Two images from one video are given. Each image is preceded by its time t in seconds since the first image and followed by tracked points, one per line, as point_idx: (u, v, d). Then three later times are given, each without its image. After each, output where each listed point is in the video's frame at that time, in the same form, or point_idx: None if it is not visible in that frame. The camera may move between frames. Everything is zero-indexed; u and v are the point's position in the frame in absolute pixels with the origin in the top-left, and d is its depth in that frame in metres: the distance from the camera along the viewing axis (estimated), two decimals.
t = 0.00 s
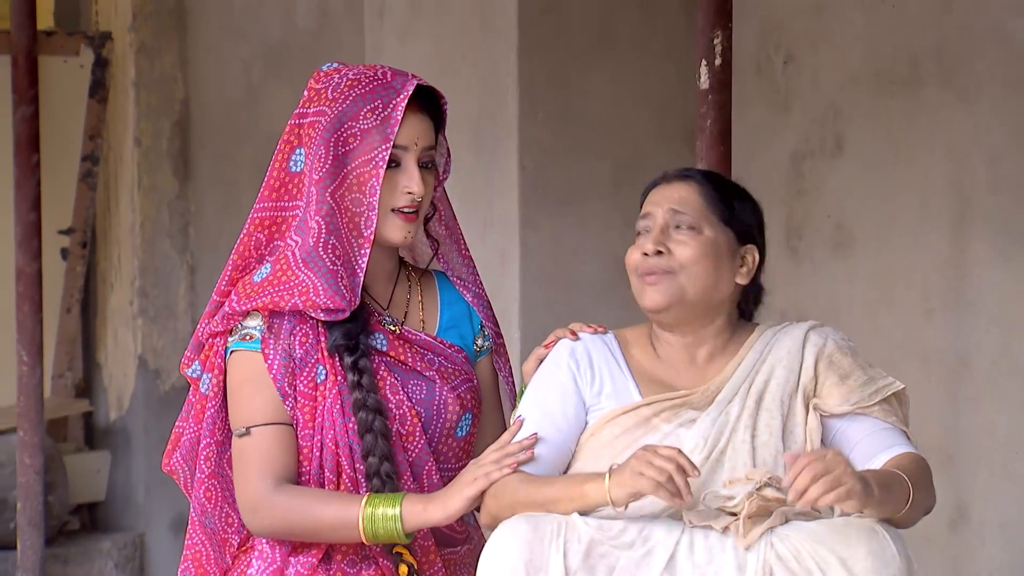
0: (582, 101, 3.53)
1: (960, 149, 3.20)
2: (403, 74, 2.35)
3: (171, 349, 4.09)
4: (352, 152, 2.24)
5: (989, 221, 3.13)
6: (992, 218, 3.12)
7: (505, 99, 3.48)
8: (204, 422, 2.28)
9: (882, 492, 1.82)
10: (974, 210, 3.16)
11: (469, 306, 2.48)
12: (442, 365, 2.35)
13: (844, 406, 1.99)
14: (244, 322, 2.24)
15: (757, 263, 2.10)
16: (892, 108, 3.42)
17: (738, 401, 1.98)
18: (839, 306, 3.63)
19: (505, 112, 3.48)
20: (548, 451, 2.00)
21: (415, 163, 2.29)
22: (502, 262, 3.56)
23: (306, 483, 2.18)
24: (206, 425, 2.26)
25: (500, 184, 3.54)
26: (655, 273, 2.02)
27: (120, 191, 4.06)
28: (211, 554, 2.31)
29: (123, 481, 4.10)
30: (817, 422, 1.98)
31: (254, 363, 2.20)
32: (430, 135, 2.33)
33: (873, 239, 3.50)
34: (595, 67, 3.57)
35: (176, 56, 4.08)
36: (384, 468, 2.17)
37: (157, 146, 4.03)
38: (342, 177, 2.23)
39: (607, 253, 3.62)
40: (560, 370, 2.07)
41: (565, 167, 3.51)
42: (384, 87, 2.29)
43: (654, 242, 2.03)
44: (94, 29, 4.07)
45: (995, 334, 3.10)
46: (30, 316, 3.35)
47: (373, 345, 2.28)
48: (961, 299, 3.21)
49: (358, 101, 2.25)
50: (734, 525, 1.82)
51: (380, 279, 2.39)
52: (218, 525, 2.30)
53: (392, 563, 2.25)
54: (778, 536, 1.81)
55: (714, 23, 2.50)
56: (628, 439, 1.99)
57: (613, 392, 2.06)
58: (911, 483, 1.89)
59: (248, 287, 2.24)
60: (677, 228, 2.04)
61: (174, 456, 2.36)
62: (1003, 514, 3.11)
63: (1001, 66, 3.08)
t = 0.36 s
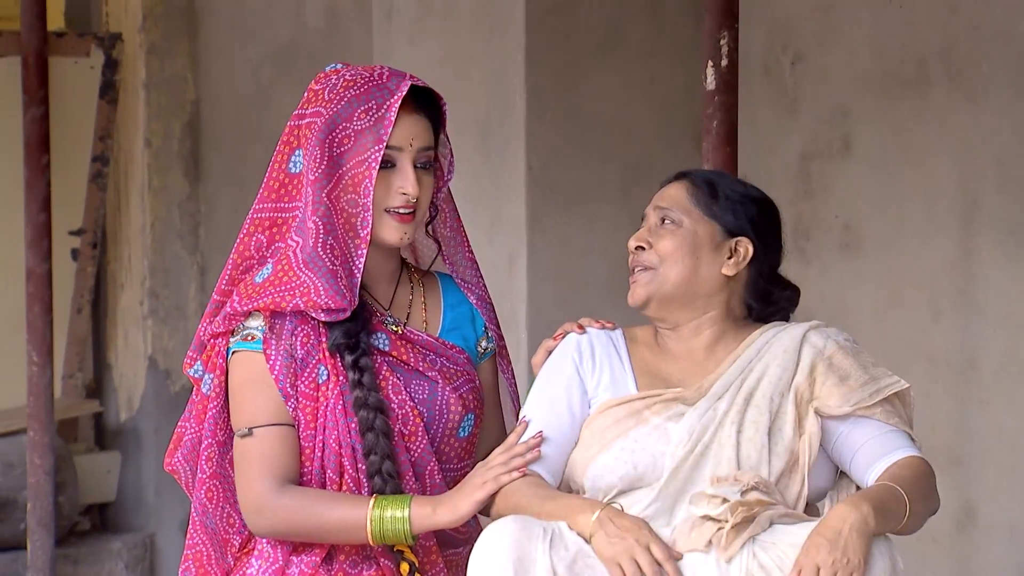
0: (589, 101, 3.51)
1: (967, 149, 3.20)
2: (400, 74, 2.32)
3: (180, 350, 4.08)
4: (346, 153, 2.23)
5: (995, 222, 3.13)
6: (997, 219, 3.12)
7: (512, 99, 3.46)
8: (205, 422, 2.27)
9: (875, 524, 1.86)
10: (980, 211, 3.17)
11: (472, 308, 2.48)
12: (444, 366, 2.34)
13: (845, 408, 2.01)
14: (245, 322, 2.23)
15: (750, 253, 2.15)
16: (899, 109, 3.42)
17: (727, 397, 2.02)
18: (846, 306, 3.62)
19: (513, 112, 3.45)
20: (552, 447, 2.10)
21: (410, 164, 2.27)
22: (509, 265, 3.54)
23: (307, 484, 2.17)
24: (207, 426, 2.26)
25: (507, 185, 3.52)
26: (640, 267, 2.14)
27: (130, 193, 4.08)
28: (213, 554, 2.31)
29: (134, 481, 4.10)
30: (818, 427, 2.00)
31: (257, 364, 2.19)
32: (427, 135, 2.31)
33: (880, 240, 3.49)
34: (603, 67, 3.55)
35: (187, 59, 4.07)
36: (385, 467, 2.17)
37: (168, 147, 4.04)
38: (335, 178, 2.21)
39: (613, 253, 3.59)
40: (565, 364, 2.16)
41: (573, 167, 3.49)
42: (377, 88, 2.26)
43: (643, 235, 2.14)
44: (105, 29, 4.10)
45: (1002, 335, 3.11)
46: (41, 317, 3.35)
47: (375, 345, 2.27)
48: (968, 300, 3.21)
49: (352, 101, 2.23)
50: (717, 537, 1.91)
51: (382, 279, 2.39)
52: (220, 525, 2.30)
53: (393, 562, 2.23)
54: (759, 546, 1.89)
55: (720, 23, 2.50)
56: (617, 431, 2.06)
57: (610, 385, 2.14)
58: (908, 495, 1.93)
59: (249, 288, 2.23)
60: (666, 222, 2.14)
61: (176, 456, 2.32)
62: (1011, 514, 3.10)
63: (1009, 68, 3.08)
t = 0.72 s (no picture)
0: (605, 102, 3.51)
1: (981, 150, 3.21)
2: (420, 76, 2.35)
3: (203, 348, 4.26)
4: (378, 152, 2.23)
5: (1009, 223, 3.14)
6: (1012, 220, 3.13)
7: (529, 101, 3.46)
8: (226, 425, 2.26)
9: (892, 519, 1.88)
10: (994, 212, 3.17)
11: (480, 303, 2.51)
12: (459, 362, 2.36)
13: (852, 403, 2.03)
14: (263, 325, 2.21)
15: (760, 252, 2.18)
16: (914, 110, 3.42)
17: (739, 394, 2.06)
18: (860, 305, 3.64)
19: (532, 116, 3.45)
20: (572, 449, 2.12)
21: (436, 163, 2.29)
22: (526, 265, 3.52)
23: (328, 485, 2.17)
24: (229, 428, 2.24)
25: (523, 185, 3.51)
26: (650, 266, 2.17)
27: (153, 192, 4.30)
28: (232, 555, 2.29)
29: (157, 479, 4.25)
30: (829, 422, 2.04)
31: (276, 365, 2.17)
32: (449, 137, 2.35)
33: (894, 241, 3.50)
34: (620, 68, 3.55)
35: (209, 60, 4.33)
36: (408, 469, 2.17)
37: (190, 148, 4.28)
38: (366, 177, 2.22)
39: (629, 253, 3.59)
40: (580, 367, 2.19)
41: (591, 168, 3.49)
42: (406, 89, 2.28)
43: (654, 236, 2.18)
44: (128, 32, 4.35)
45: (1016, 335, 3.12)
46: (64, 317, 3.38)
47: (393, 345, 2.29)
48: (981, 300, 3.22)
49: (382, 101, 2.25)
50: (735, 533, 1.92)
51: (394, 280, 2.40)
52: (240, 526, 2.29)
53: (411, 562, 2.22)
54: (777, 542, 1.90)
55: (735, 25, 2.53)
56: (631, 429, 2.09)
57: (624, 385, 2.17)
58: (919, 489, 1.95)
59: (266, 291, 2.21)
60: (676, 223, 2.17)
61: (196, 460, 2.33)
62: None
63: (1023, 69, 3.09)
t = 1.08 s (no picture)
0: (603, 102, 3.56)
1: (974, 151, 3.25)
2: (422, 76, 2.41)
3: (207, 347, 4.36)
4: (385, 149, 2.29)
5: (1002, 222, 3.18)
6: (1005, 220, 3.17)
7: (529, 101, 3.49)
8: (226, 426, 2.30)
9: (878, 515, 1.92)
10: (987, 212, 3.22)
11: (469, 299, 2.57)
12: (453, 357, 2.42)
13: (839, 401, 2.08)
14: (263, 326, 2.25)
15: (750, 253, 2.22)
16: (908, 111, 3.47)
17: (729, 391, 2.10)
18: (855, 304, 3.68)
19: (530, 117, 3.49)
20: (566, 447, 2.18)
21: (438, 160, 2.37)
22: (525, 265, 3.56)
23: (327, 485, 2.22)
24: (230, 430, 2.28)
25: (523, 185, 3.55)
26: (641, 264, 2.22)
27: (158, 192, 4.38)
28: (233, 553, 2.32)
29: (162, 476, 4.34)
30: (817, 419, 2.08)
31: (276, 365, 2.21)
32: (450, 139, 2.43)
33: (889, 240, 3.54)
34: (617, 69, 3.59)
35: (213, 62, 4.41)
36: (407, 467, 2.22)
37: (195, 148, 4.38)
38: (371, 173, 2.27)
39: (627, 253, 3.63)
40: (574, 364, 2.24)
41: (589, 168, 3.53)
42: (410, 87, 2.34)
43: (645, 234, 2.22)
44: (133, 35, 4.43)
45: (1008, 333, 3.16)
46: (71, 315, 3.43)
47: (391, 343, 2.33)
48: (974, 299, 3.26)
49: (388, 99, 2.30)
50: (724, 529, 1.95)
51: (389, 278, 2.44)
52: (241, 525, 2.32)
53: (409, 558, 2.28)
54: (766, 537, 1.95)
55: (730, 27, 2.57)
56: (623, 426, 2.14)
57: (616, 381, 2.22)
58: (905, 485, 1.99)
59: (265, 290, 2.23)
60: (667, 222, 2.22)
61: (196, 463, 2.37)
62: (1018, 510, 3.15)
63: (1015, 70, 3.14)
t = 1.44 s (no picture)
0: (602, 104, 3.62)
1: (966, 152, 3.31)
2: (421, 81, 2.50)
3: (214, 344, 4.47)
4: (385, 143, 2.36)
5: (993, 222, 3.24)
6: (996, 220, 3.23)
7: (529, 103, 3.55)
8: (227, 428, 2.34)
9: (859, 509, 1.95)
10: (979, 212, 3.27)
11: (469, 310, 2.64)
12: (447, 370, 2.47)
13: (826, 394, 2.13)
14: (266, 330, 2.30)
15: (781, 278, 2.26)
16: (902, 113, 3.52)
17: (722, 386, 2.16)
18: (849, 302, 3.75)
19: (530, 117, 3.55)
20: (555, 440, 2.24)
21: (441, 157, 2.43)
22: (525, 264, 3.63)
23: (324, 488, 2.29)
24: (232, 430, 2.33)
25: (523, 185, 3.62)
26: (695, 294, 2.15)
27: (167, 193, 4.48)
28: (237, 550, 2.37)
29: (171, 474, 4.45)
30: (805, 415, 2.13)
31: (277, 374, 2.26)
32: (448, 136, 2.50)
33: (884, 239, 3.60)
34: (617, 71, 3.65)
35: (220, 64, 4.49)
36: (399, 478, 2.29)
37: (202, 150, 4.45)
38: (372, 168, 2.34)
39: (626, 252, 3.69)
40: (568, 360, 2.30)
41: (588, 169, 3.59)
42: (410, 87, 2.43)
43: (700, 264, 2.13)
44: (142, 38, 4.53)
45: (999, 332, 3.22)
46: (79, 314, 3.49)
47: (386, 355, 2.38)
48: (965, 298, 3.32)
49: (388, 97, 2.38)
50: (713, 517, 2.00)
51: (391, 287, 2.50)
52: (240, 521, 2.37)
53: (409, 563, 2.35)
54: (750, 529, 1.99)
55: (726, 30, 2.63)
56: (616, 421, 2.20)
57: (609, 378, 2.28)
58: (886, 481, 2.03)
59: (271, 286, 2.30)
60: (725, 255, 2.13)
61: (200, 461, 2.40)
62: (1008, 505, 3.21)
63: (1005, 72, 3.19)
